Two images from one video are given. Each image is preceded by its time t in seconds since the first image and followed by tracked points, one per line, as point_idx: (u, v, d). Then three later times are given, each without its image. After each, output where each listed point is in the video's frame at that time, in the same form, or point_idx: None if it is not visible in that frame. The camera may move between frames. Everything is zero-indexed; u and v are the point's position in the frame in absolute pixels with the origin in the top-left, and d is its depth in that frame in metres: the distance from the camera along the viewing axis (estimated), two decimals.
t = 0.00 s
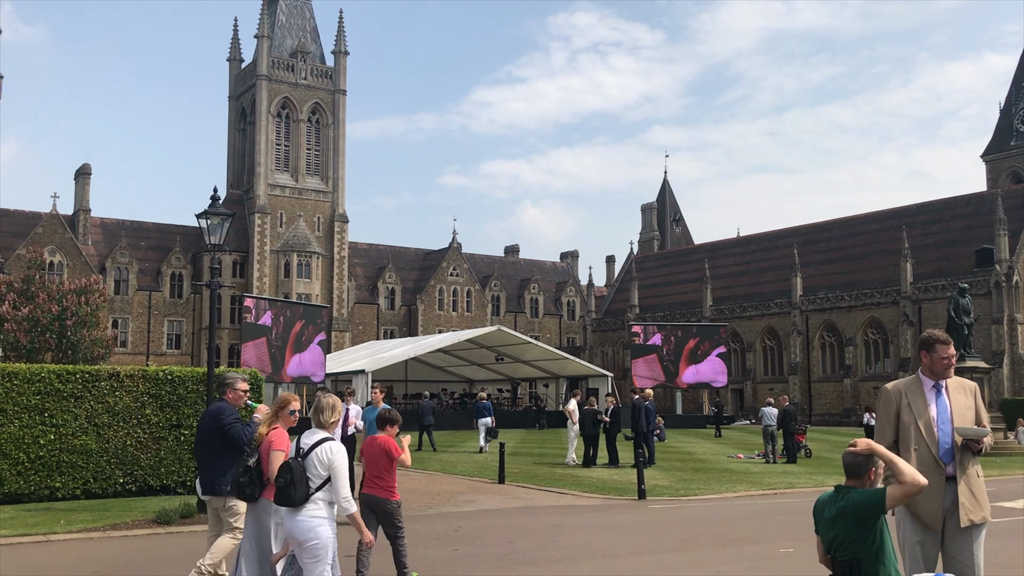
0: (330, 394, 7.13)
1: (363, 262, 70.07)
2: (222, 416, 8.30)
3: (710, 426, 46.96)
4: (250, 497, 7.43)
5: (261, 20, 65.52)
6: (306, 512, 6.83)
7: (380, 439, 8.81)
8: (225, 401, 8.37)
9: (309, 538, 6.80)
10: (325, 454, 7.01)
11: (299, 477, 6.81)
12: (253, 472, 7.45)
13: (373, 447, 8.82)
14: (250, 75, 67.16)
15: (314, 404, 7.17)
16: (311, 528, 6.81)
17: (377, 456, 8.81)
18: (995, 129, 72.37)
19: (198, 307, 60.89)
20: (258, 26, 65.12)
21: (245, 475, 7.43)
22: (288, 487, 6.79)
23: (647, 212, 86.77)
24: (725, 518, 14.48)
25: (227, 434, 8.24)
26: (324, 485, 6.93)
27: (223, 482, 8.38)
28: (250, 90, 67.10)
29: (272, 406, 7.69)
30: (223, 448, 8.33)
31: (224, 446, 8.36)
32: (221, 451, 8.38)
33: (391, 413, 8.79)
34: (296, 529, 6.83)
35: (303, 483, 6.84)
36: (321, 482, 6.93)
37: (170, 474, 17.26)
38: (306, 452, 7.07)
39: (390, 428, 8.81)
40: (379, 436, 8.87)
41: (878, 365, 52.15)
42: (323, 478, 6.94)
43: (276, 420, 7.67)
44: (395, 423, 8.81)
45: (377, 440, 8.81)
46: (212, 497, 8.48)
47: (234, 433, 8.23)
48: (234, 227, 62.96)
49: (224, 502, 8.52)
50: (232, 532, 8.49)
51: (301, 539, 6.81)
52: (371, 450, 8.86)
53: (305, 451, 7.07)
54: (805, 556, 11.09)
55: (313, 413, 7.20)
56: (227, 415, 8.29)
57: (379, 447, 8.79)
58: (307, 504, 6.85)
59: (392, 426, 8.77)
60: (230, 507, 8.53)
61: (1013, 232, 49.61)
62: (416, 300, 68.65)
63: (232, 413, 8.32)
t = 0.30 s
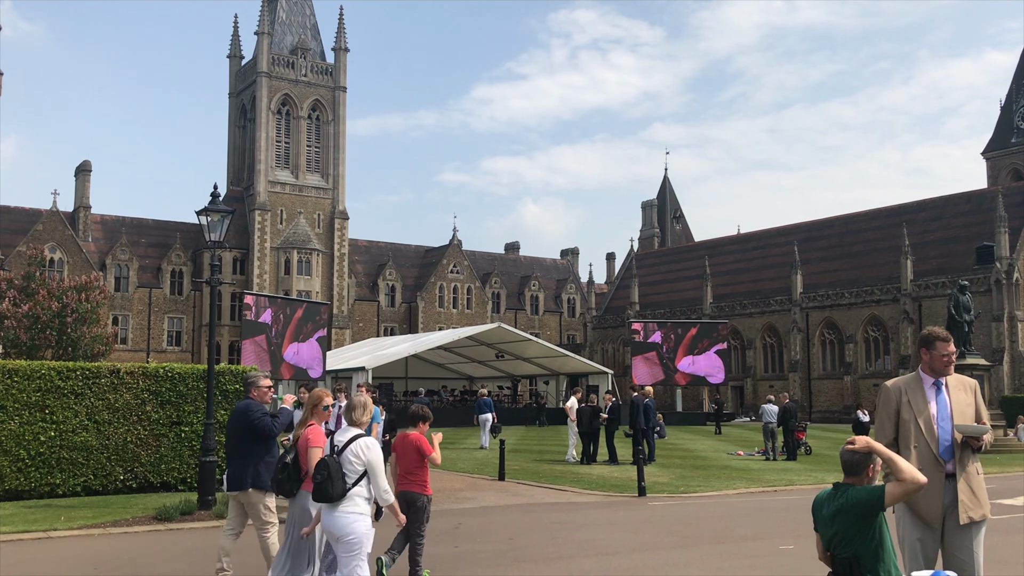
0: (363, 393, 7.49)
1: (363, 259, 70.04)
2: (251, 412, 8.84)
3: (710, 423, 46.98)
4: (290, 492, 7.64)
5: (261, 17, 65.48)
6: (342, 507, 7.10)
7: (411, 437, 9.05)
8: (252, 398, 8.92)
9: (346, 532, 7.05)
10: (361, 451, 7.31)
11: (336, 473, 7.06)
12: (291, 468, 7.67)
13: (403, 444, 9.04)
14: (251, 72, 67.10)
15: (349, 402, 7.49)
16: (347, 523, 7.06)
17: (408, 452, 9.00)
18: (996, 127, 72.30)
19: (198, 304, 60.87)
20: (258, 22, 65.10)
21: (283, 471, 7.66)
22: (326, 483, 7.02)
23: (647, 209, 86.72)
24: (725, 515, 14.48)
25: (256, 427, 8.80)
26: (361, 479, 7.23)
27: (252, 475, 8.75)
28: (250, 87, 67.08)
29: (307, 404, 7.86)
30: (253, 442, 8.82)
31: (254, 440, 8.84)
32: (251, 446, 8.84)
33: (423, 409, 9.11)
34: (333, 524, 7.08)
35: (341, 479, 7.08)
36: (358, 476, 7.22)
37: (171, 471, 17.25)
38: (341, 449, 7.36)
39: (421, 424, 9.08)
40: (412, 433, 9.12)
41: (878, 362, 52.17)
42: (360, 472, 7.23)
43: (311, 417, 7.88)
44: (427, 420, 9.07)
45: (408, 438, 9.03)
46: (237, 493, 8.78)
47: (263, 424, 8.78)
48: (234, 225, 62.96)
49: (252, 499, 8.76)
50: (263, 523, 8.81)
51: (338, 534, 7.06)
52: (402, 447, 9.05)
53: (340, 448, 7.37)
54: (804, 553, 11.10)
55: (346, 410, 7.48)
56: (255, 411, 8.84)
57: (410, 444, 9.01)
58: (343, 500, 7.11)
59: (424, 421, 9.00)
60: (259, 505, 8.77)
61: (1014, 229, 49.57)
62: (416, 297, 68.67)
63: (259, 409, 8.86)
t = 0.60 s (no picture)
0: (393, 387, 7.57)
1: (363, 253, 70.00)
2: (287, 408, 8.85)
3: (709, 417, 47.07)
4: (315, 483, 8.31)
5: (261, 12, 65.39)
6: (374, 497, 7.27)
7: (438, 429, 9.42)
8: (286, 393, 8.91)
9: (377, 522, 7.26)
10: (391, 443, 7.41)
11: (367, 465, 7.19)
12: (318, 461, 8.32)
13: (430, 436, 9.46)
14: (250, 67, 67.08)
15: (381, 395, 7.57)
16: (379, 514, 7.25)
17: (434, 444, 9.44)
18: (996, 121, 72.27)
19: (198, 299, 60.89)
20: (258, 17, 65.01)
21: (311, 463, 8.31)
22: (357, 474, 7.17)
23: (646, 203, 86.72)
24: (724, 509, 14.52)
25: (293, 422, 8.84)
26: (390, 472, 7.34)
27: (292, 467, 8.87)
28: (249, 81, 67.01)
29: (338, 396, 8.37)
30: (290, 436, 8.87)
31: (291, 434, 8.91)
32: (288, 439, 8.91)
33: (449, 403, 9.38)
34: (367, 513, 7.27)
35: (372, 470, 7.23)
36: (387, 469, 7.33)
37: (171, 465, 17.28)
38: (373, 441, 7.47)
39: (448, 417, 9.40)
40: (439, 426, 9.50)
41: (878, 356, 52.21)
42: (388, 466, 7.34)
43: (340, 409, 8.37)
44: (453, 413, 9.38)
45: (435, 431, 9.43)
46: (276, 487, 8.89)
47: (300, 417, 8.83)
48: (234, 219, 62.94)
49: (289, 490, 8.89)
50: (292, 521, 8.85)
51: (371, 522, 7.26)
52: (428, 439, 9.49)
53: (372, 439, 7.47)
54: (802, 547, 11.13)
55: (378, 403, 7.59)
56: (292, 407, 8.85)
57: (436, 438, 9.43)
58: (375, 490, 7.29)
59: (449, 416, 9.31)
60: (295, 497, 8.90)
61: (1013, 223, 49.56)
62: (416, 292, 68.70)
63: (295, 404, 8.88)
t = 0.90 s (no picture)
0: (437, 383, 7.74)
1: (364, 247, 69.98)
2: (321, 399, 9.25)
3: (711, 410, 47.03)
4: (344, 473, 8.52)
5: (261, 5, 65.27)
6: (420, 492, 7.30)
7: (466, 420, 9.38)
8: (318, 385, 9.34)
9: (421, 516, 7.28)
10: (436, 438, 7.49)
11: (414, 460, 7.25)
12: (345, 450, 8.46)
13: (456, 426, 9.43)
14: (251, 60, 66.94)
15: (425, 390, 7.69)
16: (423, 508, 7.28)
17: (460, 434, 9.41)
18: (999, 111, 72.03)
19: (200, 294, 60.93)
20: (258, 10, 64.89)
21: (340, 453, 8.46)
22: (405, 469, 7.23)
23: (648, 196, 86.58)
24: (728, 501, 14.52)
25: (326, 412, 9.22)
26: (435, 468, 7.35)
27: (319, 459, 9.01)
28: (250, 75, 66.92)
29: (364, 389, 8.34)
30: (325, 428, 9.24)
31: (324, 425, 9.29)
32: (320, 431, 9.26)
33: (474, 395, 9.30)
34: (413, 508, 7.29)
35: (419, 465, 7.27)
36: (432, 466, 7.35)
37: (174, 459, 17.31)
38: (418, 437, 7.54)
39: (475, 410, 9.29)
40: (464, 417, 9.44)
41: (881, 348, 52.15)
42: (433, 462, 7.37)
43: (367, 401, 8.30)
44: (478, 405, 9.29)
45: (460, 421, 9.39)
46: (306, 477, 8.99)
47: (334, 407, 9.20)
48: (235, 213, 62.90)
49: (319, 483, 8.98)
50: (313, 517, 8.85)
51: (416, 516, 7.29)
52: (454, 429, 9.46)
53: (417, 435, 7.55)
54: (806, 539, 11.13)
55: (423, 398, 7.71)
56: (325, 398, 9.25)
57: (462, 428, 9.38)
58: (421, 485, 7.30)
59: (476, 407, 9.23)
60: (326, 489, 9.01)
61: (1017, 213, 49.42)
62: (418, 286, 68.65)
63: (328, 395, 9.28)
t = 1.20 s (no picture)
0: (472, 377, 7.96)
1: (367, 245, 70.00)
2: (351, 399, 9.26)
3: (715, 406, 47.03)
4: (367, 469, 8.28)
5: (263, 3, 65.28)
6: (457, 484, 7.54)
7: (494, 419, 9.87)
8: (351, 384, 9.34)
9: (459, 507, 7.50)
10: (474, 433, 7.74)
11: (453, 452, 7.50)
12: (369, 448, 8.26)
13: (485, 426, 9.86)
14: (253, 58, 66.95)
15: (461, 385, 7.92)
16: (462, 499, 7.51)
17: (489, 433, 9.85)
18: (1003, 106, 71.82)
19: (204, 293, 61.02)
20: (260, 9, 64.91)
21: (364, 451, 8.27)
22: (444, 462, 7.46)
23: (651, 192, 86.51)
24: (732, 498, 14.52)
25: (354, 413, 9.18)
26: (473, 459, 7.67)
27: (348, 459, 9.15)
28: (253, 73, 66.92)
29: (389, 387, 8.26)
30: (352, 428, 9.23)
31: (349, 426, 9.25)
32: (346, 432, 9.25)
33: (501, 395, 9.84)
34: (449, 498, 7.52)
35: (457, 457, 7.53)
36: (470, 457, 7.65)
37: (179, 458, 17.34)
38: (454, 431, 7.77)
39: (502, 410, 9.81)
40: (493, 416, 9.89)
41: (885, 344, 52.09)
42: (471, 453, 7.67)
43: (391, 400, 8.24)
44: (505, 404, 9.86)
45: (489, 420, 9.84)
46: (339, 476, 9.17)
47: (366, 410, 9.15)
48: (239, 212, 62.95)
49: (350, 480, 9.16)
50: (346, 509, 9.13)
51: (452, 507, 7.50)
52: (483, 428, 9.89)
53: (454, 428, 7.78)
54: (810, 535, 11.13)
55: (458, 393, 7.93)
56: (356, 398, 9.26)
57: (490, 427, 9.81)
58: (459, 476, 7.56)
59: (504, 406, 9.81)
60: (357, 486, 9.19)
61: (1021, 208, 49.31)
62: (421, 283, 68.66)
63: (359, 394, 9.29)
